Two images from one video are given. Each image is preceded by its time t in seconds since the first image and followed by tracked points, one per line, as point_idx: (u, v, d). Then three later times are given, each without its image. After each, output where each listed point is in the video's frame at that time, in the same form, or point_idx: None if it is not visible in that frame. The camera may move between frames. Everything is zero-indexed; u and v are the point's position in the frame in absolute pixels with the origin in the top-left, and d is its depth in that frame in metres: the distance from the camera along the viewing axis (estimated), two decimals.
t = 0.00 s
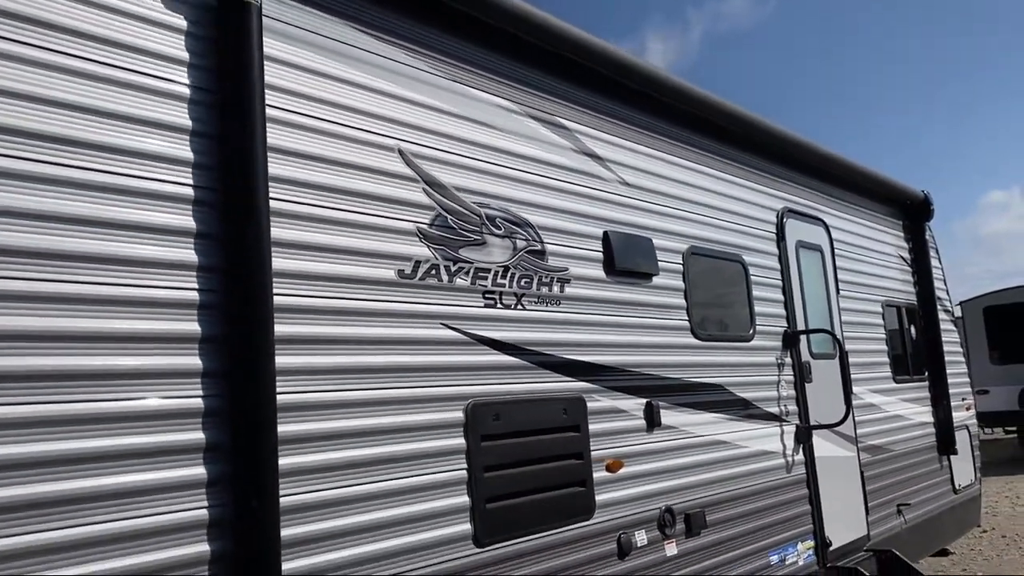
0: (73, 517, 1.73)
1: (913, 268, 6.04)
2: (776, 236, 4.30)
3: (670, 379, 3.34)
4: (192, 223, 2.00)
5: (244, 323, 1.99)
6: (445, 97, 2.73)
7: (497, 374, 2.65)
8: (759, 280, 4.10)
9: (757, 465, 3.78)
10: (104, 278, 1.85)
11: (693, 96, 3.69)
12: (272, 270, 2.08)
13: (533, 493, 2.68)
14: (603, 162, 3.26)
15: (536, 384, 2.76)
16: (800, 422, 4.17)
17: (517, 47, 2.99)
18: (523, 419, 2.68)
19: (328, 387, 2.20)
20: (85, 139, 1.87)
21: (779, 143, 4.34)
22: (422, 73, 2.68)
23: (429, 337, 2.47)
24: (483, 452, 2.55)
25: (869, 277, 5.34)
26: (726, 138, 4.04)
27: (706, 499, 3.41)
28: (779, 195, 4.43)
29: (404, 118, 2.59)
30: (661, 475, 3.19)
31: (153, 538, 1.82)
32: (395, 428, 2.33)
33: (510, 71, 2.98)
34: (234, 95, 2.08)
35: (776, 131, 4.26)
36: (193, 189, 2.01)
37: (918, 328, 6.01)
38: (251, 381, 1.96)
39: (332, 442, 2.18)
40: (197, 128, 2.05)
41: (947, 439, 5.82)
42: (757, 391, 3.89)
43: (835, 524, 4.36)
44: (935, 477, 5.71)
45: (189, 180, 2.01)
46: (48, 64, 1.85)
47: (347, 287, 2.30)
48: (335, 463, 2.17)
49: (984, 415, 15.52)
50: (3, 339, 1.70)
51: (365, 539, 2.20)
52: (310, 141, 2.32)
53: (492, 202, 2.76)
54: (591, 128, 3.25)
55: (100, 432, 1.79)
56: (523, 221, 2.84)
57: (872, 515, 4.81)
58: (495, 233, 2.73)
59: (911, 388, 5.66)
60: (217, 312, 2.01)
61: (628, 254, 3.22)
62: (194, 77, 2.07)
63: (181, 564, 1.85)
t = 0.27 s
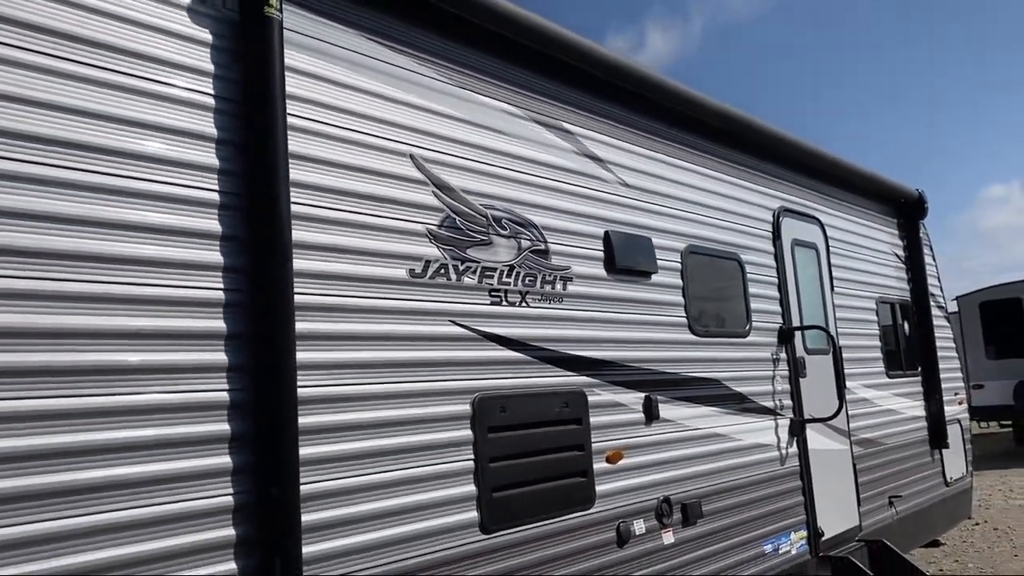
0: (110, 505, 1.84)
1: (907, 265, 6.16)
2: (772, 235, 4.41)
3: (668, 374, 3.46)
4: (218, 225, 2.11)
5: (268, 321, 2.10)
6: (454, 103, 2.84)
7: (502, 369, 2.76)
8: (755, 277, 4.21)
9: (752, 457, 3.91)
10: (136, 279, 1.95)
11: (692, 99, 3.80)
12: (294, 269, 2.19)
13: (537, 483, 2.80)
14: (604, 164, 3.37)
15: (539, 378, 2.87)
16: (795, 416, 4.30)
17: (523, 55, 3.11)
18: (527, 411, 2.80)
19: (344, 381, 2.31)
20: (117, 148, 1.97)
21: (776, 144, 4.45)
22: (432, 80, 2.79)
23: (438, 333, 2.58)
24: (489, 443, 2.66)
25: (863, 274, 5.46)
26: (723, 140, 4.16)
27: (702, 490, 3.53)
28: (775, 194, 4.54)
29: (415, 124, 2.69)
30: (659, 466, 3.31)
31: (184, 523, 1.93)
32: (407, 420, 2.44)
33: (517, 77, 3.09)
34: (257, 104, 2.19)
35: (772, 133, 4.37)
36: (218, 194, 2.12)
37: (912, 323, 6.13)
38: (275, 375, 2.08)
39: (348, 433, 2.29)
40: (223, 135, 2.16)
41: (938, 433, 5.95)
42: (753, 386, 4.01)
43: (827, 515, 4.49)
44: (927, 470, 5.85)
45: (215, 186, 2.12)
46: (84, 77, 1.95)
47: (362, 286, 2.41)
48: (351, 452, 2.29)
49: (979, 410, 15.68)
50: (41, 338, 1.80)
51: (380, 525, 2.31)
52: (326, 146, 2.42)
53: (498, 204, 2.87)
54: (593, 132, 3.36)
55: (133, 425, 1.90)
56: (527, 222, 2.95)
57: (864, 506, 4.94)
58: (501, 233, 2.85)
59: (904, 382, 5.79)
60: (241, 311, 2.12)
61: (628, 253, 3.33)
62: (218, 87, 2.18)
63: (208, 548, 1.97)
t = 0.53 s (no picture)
0: (132, 484, 1.96)
1: (897, 260, 6.30)
2: (763, 231, 4.54)
3: (660, 365, 3.59)
4: (234, 223, 2.24)
5: (280, 312, 2.22)
6: (456, 105, 2.96)
7: (500, 359, 2.89)
8: (746, 272, 4.34)
9: (741, 446, 4.04)
10: (156, 272, 2.08)
11: (686, 99, 3.92)
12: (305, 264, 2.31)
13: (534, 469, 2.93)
14: (600, 163, 3.50)
15: (535, 368, 3.01)
16: (784, 406, 4.43)
17: (522, 57, 3.23)
18: (524, 400, 2.93)
19: (353, 370, 2.43)
20: (138, 149, 2.09)
21: (768, 142, 4.57)
22: (436, 84, 2.90)
23: (440, 325, 2.71)
24: (488, 429, 2.79)
25: (853, 269, 5.59)
26: (716, 138, 4.28)
27: (692, 476, 3.67)
28: (767, 190, 4.67)
29: (420, 126, 2.80)
30: (651, 453, 3.44)
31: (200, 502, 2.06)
32: (411, 408, 2.57)
33: (516, 79, 3.21)
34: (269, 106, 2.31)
35: (765, 131, 4.50)
36: (233, 192, 2.25)
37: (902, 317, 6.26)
38: (286, 364, 2.20)
39: (357, 419, 2.42)
40: (238, 137, 2.29)
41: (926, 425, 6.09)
42: (742, 377, 4.15)
43: (815, 503, 4.63)
44: (914, 460, 5.99)
45: (231, 185, 2.25)
46: (106, 83, 2.07)
47: (370, 280, 2.53)
48: (358, 438, 2.41)
49: (972, 403, 15.85)
50: (69, 328, 1.93)
51: (384, 506, 2.44)
52: (336, 147, 2.53)
53: (497, 201, 3.00)
54: (590, 131, 3.49)
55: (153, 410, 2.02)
56: (525, 219, 3.08)
57: (851, 495, 5.09)
58: (500, 229, 2.97)
59: (893, 374, 5.93)
60: (255, 304, 2.25)
61: (622, 249, 3.46)
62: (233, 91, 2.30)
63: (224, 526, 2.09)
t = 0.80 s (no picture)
0: (155, 468, 2.12)
1: (886, 256, 6.45)
2: (752, 229, 4.69)
3: (650, 358, 3.74)
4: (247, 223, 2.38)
5: (291, 309, 2.37)
6: (457, 110, 3.09)
7: (497, 352, 3.05)
8: (736, 269, 4.49)
9: (729, 436, 4.20)
10: (176, 270, 2.22)
11: (677, 103, 4.07)
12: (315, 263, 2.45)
13: (529, 456, 3.08)
14: (593, 164, 3.65)
15: (530, 361, 3.16)
16: (771, 398, 4.59)
17: (520, 64, 3.37)
18: (519, 390, 3.08)
19: (358, 362, 2.58)
20: (158, 156, 2.24)
21: (757, 143, 4.72)
22: (437, 90, 3.03)
23: (440, 320, 2.86)
24: (485, 418, 2.94)
25: (841, 265, 5.75)
26: (706, 140, 4.43)
27: (681, 465, 3.83)
28: (756, 189, 4.82)
29: (422, 131, 2.94)
30: (640, 442, 3.60)
31: (219, 484, 2.22)
32: (412, 397, 2.72)
33: (514, 85, 3.35)
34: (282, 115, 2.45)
35: (754, 133, 4.64)
36: (247, 195, 2.39)
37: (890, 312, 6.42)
38: (297, 357, 2.35)
39: (362, 408, 2.56)
40: (251, 143, 2.43)
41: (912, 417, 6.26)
42: (731, 370, 4.30)
43: (800, 492, 4.80)
44: (900, 452, 6.16)
45: (245, 188, 2.39)
46: (129, 93, 2.21)
47: (374, 277, 2.67)
48: (364, 425, 2.56)
49: (964, 396, 16.04)
50: (97, 322, 2.08)
51: (390, 490, 2.59)
52: (342, 151, 2.67)
53: (495, 202, 3.15)
54: (584, 134, 3.63)
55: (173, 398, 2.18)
56: (521, 218, 3.23)
57: (837, 484, 5.25)
58: (497, 229, 3.12)
59: (880, 368, 6.08)
60: (267, 300, 2.39)
61: (615, 247, 3.61)
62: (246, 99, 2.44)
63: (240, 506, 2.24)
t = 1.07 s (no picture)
0: (182, 452, 2.25)
1: (877, 251, 6.59)
2: (746, 225, 4.83)
3: (646, 350, 3.89)
4: (265, 222, 2.50)
5: (306, 302, 2.49)
6: (462, 112, 3.22)
7: (499, 343, 3.18)
8: (729, 264, 4.63)
9: (721, 426, 4.35)
10: (199, 265, 2.35)
11: (673, 103, 4.20)
12: (329, 259, 2.57)
13: (529, 443, 3.22)
14: (591, 163, 3.78)
15: (530, 352, 3.30)
16: (762, 390, 4.74)
17: (522, 67, 3.50)
18: (519, 380, 3.22)
19: (369, 352, 2.71)
20: (182, 157, 2.37)
21: (750, 142, 4.86)
22: (443, 93, 3.15)
23: (445, 313, 2.99)
24: (487, 406, 3.08)
25: (834, 260, 5.89)
26: (701, 139, 4.56)
27: (674, 453, 3.98)
28: (750, 187, 4.96)
29: (429, 132, 3.06)
30: (635, 431, 3.75)
31: (240, 467, 2.35)
32: (420, 386, 2.85)
33: (516, 87, 3.48)
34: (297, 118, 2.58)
35: (748, 132, 4.78)
36: (265, 193, 2.52)
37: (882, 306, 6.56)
38: (312, 348, 2.47)
39: (373, 396, 2.70)
40: (269, 145, 2.55)
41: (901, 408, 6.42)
42: (723, 362, 4.45)
43: (790, 480, 4.95)
44: (890, 442, 6.31)
45: (263, 188, 2.51)
46: (155, 99, 2.34)
47: (384, 272, 2.80)
48: (375, 413, 2.69)
49: (956, 389, 16.22)
50: (128, 313, 2.20)
51: (398, 474, 2.73)
52: (355, 153, 2.78)
53: (497, 200, 3.28)
54: (583, 134, 3.77)
55: (199, 386, 2.30)
56: (522, 216, 3.36)
57: (827, 473, 5.41)
58: (499, 226, 3.26)
59: (870, 360, 6.24)
60: (285, 294, 2.51)
61: (612, 243, 3.75)
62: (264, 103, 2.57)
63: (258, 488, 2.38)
